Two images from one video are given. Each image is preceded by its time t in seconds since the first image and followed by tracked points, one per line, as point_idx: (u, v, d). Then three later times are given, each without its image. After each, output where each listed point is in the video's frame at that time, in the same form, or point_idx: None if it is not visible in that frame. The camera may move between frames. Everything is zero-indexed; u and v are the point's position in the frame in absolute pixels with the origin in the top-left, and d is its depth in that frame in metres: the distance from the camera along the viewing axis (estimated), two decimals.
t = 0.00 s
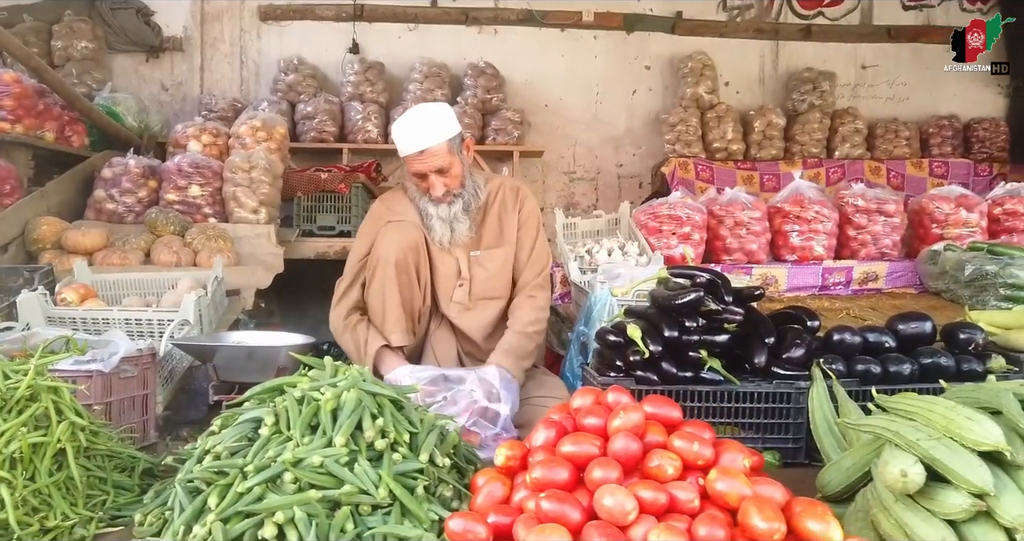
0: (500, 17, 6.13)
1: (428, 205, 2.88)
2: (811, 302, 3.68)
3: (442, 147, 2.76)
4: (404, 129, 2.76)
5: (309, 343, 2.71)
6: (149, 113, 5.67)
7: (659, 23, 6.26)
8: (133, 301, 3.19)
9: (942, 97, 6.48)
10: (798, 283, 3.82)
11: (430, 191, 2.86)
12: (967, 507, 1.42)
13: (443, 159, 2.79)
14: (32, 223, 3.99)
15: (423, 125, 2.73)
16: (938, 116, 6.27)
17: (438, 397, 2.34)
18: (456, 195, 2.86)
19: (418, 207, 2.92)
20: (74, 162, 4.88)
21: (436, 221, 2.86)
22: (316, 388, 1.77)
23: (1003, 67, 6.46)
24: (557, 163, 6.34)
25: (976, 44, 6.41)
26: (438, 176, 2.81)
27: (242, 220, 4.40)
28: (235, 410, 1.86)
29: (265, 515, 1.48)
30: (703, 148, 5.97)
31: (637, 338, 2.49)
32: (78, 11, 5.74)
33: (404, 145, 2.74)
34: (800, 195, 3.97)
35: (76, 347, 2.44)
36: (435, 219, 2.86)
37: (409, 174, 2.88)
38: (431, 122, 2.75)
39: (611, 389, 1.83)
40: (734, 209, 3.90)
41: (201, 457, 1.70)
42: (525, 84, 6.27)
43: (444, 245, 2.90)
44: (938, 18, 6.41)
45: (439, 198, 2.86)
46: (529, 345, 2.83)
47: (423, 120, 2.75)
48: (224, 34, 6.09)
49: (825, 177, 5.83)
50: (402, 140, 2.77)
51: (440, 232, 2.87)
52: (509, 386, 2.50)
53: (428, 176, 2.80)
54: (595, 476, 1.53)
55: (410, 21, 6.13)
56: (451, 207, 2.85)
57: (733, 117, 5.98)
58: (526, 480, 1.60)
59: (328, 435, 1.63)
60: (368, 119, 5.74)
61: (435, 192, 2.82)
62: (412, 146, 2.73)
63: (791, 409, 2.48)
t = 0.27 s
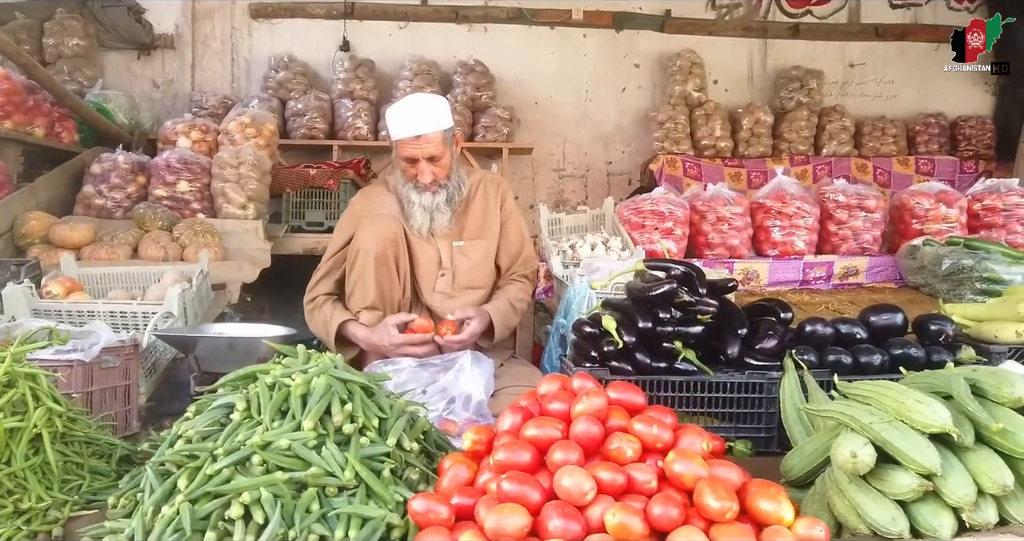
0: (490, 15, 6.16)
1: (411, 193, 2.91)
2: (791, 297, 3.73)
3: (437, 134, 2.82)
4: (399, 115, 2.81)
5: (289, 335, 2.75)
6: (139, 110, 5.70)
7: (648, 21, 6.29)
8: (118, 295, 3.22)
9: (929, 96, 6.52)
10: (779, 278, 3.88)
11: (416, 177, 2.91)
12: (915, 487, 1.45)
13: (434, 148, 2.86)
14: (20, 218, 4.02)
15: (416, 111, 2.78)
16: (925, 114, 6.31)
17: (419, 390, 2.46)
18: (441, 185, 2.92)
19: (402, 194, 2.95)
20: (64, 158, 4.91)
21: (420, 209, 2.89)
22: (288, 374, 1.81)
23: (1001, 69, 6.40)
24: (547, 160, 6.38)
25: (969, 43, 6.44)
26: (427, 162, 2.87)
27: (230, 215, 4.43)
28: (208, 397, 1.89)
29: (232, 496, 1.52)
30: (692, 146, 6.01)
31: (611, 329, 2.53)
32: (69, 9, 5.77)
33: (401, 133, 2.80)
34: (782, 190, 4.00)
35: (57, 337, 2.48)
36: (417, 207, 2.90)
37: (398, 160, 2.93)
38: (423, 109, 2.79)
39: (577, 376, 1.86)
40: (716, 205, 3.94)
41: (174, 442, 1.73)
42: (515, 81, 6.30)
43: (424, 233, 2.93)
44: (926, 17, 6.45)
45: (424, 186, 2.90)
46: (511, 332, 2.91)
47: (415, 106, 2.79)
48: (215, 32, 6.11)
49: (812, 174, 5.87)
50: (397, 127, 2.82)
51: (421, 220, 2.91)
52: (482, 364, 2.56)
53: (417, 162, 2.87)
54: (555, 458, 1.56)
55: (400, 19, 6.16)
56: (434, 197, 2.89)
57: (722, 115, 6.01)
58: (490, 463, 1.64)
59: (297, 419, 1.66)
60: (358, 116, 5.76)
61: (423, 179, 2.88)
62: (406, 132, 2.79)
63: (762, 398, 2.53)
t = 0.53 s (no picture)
0: (482, 8, 6.17)
1: (408, 172, 2.89)
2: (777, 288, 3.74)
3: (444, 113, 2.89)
4: (406, 94, 2.89)
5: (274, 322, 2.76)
6: (132, 102, 5.70)
7: (640, 14, 6.30)
8: (105, 283, 3.23)
9: (921, 90, 6.53)
10: (768, 268, 3.89)
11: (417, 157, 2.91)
12: (882, 466, 1.46)
13: (437, 128, 2.92)
14: (10, 208, 4.04)
15: (422, 90, 2.85)
16: (917, 108, 6.33)
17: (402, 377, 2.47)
18: (438, 168, 2.92)
19: (398, 172, 2.94)
20: (55, 150, 4.92)
21: (415, 189, 2.88)
22: (266, 357, 1.81)
23: (1000, 69, 6.32)
24: (540, 153, 6.39)
25: (969, 43, 6.40)
26: (433, 142, 2.92)
27: (220, 206, 4.44)
28: (188, 380, 1.90)
29: (207, 475, 1.52)
30: (684, 139, 6.01)
31: (594, 317, 2.54)
32: (62, 1, 5.78)
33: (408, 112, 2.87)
34: (770, 182, 4.01)
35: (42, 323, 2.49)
36: (413, 187, 2.88)
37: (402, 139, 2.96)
38: (429, 88, 2.87)
39: (554, 359, 1.88)
40: (704, 196, 3.95)
41: (152, 424, 1.74)
42: (508, 74, 6.30)
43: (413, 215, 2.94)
44: (919, 11, 6.46)
45: (421, 166, 2.90)
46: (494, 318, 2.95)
47: (421, 85, 2.87)
48: (208, 24, 6.11)
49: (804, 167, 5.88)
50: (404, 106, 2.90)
51: (416, 201, 2.90)
52: (467, 353, 2.59)
53: (423, 140, 2.91)
54: (529, 438, 1.58)
55: (393, 12, 6.16)
56: (432, 179, 2.89)
57: (714, 108, 6.02)
58: (465, 444, 1.65)
59: (274, 400, 1.67)
60: (350, 109, 5.77)
61: (425, 158, 2.90)
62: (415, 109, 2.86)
63: (744, 385, 2.54)
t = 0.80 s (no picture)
0: None
1: (415, 156, 2.90)
2: (767, 278, 3.75)
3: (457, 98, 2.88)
4: (418, 80, 2.85)
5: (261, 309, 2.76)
6: (124, 92, 5.69)
7: (635, 5, 6.28)
8: (94, 271, 3.24)
9: (915, 81, 6.52)
10: (757, 259, 3.89)
11: (426, 143, 2.91)
12: (855, 448, 1.48)
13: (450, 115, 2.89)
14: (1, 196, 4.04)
15: (436, 74, 2.83)
16: (910, 100, 6.33)
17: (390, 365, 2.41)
18: (444, 155, 2.93)
19: (404, 157, 2.94)
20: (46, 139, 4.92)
21: (420, 175, 2.89)
22: (248, 341, 1.82)
23: (999, 68, 6.28)
24: (533, 144, 6.38)
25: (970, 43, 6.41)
26: (442, 129, 2.90)
27: (211, 195, 4.44)
28: (171, 364, 1.90)
29: (186, 455, 1.53)
30: (678, 130, 6.00)
31: (579, 304, 2.55)
32: None
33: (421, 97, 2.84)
34: (760, 171, 4.02)
35: (29, 309, 2.51)
36: (418, 173, 2.89)
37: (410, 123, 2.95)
38: (443, 72, 2.85)
39: (535, 343, 1.89)
40: (695, 185, 3.95)
41: (133, 407, 1.75)
42: (502, 65, 6.29)
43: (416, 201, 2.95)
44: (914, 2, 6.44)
45: (428, 152, 2.91)
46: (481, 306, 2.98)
47: (434, 69, 2.84)
48: (201, 13, 6.09)
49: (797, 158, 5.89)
50: (415, 92, 2.86)
51: (421, 187, 2.91)
52: (458, 346, 2.50)
53: (433, 126, 2.89)
54: (506, 420, 1.59)
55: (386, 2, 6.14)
56: (437, 166, 2.90)
57: (708, 99, 6.01)
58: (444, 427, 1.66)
59: (254, 383, 1.68)
60: (344, 99, 5.76)
61: (433, 145, 2.90)
62: (429, 95, 2.83)
63: (729, 372, 2.54)
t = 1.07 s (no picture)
0: None
1: (429, 142, 2.87)
2: (758, 264, 3.76)
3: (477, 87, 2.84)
4: (440, 65, 2.80)
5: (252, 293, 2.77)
6: (118, 78, 5.67)
7: None
8: (85, 255, 3.24)
9: (910, 69, 6.51)
10: (749, 245, 3.90)
11: (440, 128, 2.87)
12: (836, 427, 1.49)
13: (468, 104, 2.83)
14: None
15: (457, 60, 2.79)
16: (905, 87, 6.32)
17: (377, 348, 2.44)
18: (458, 143, 2.90)
19: (417, 141, 2.91)
20: (39, 124, 4.91)
21: (433, 161, 2.87)
22: (234, 322, 1.82)
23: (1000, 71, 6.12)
24: (529, 131, 6.37)
25: (971, 45, 6.33)
26: (460, 116, 2.86)
27: (205, 181, 4.44)
28: (157, 345, 1.91)
29: (172, 434, 1.54)
30: (673, 117, 6.00)
31: (569, 288, 2.56)
32: None
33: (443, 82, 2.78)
34: (753, 157, 4.02)
35: (19, 292, 2.52)
36: (431, 159, 2.87)
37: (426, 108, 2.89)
38: (464, 59, 2.82)
39: (521, 324, 1.89)
40: (687, 171, 3.95)
41: (120, 387, 1.76)
42: (497, 51, 6.27)
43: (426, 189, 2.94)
44: None
45: (442, 139, 2.87)
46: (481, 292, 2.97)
47: (455, 56, 2.81)
48: None
49: (791, 145, 5.89)
50: (434, 76, 2.81)
51: (432, 172, 2.89)
52: (447, 329, 2.53)
53: (450, 113, 2.83)
54: (490, 400, 1.59)
55: None
56: (450, 154, 2.88)
57: (703, 86, 6.00)
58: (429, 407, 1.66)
59: (241, 363, 1.69)
60: (338, 85, 5.74)
61: (449, 131, 2.85)
62: (450, 81, 2.78)
63: (717, 355, 2.55)
